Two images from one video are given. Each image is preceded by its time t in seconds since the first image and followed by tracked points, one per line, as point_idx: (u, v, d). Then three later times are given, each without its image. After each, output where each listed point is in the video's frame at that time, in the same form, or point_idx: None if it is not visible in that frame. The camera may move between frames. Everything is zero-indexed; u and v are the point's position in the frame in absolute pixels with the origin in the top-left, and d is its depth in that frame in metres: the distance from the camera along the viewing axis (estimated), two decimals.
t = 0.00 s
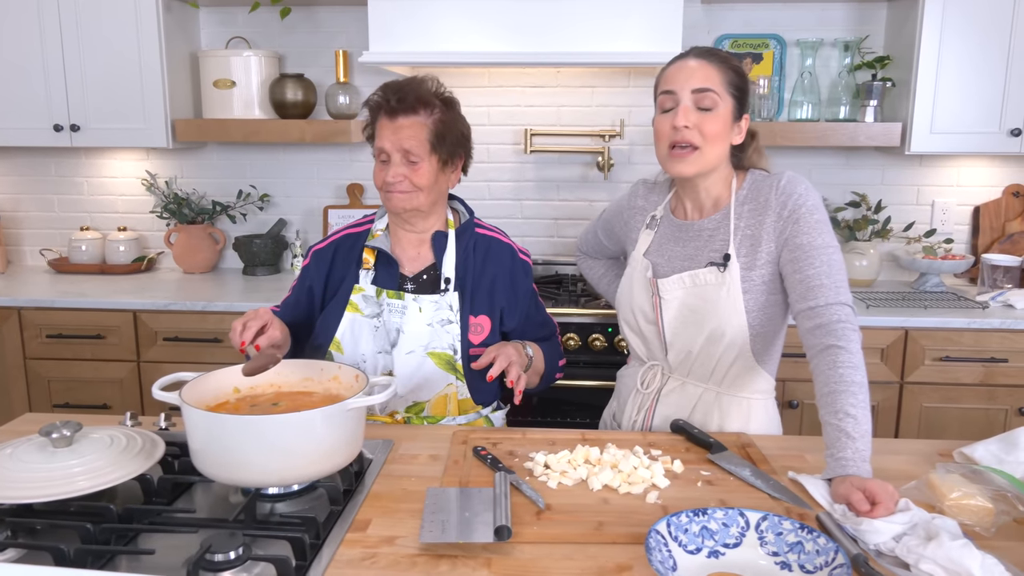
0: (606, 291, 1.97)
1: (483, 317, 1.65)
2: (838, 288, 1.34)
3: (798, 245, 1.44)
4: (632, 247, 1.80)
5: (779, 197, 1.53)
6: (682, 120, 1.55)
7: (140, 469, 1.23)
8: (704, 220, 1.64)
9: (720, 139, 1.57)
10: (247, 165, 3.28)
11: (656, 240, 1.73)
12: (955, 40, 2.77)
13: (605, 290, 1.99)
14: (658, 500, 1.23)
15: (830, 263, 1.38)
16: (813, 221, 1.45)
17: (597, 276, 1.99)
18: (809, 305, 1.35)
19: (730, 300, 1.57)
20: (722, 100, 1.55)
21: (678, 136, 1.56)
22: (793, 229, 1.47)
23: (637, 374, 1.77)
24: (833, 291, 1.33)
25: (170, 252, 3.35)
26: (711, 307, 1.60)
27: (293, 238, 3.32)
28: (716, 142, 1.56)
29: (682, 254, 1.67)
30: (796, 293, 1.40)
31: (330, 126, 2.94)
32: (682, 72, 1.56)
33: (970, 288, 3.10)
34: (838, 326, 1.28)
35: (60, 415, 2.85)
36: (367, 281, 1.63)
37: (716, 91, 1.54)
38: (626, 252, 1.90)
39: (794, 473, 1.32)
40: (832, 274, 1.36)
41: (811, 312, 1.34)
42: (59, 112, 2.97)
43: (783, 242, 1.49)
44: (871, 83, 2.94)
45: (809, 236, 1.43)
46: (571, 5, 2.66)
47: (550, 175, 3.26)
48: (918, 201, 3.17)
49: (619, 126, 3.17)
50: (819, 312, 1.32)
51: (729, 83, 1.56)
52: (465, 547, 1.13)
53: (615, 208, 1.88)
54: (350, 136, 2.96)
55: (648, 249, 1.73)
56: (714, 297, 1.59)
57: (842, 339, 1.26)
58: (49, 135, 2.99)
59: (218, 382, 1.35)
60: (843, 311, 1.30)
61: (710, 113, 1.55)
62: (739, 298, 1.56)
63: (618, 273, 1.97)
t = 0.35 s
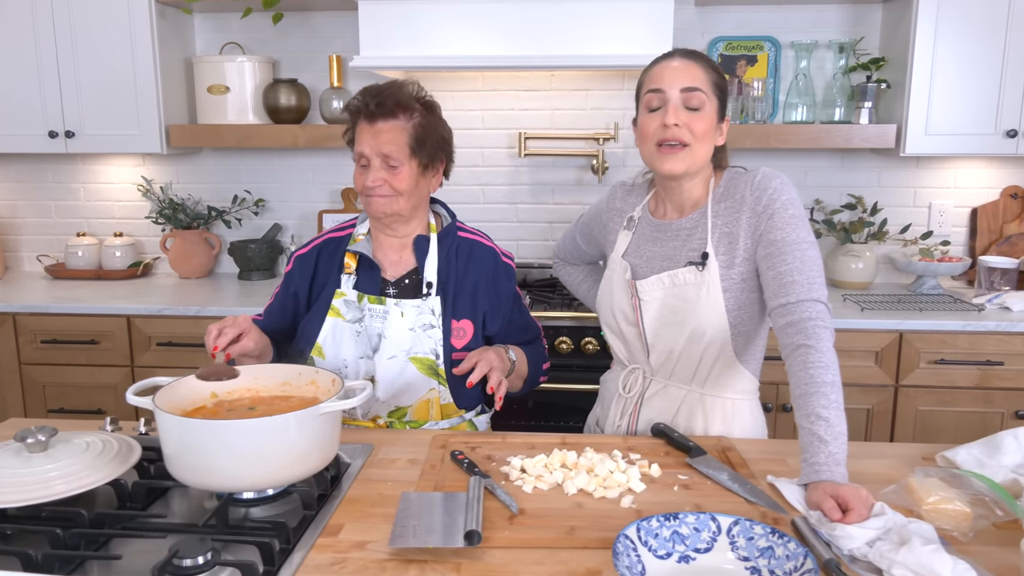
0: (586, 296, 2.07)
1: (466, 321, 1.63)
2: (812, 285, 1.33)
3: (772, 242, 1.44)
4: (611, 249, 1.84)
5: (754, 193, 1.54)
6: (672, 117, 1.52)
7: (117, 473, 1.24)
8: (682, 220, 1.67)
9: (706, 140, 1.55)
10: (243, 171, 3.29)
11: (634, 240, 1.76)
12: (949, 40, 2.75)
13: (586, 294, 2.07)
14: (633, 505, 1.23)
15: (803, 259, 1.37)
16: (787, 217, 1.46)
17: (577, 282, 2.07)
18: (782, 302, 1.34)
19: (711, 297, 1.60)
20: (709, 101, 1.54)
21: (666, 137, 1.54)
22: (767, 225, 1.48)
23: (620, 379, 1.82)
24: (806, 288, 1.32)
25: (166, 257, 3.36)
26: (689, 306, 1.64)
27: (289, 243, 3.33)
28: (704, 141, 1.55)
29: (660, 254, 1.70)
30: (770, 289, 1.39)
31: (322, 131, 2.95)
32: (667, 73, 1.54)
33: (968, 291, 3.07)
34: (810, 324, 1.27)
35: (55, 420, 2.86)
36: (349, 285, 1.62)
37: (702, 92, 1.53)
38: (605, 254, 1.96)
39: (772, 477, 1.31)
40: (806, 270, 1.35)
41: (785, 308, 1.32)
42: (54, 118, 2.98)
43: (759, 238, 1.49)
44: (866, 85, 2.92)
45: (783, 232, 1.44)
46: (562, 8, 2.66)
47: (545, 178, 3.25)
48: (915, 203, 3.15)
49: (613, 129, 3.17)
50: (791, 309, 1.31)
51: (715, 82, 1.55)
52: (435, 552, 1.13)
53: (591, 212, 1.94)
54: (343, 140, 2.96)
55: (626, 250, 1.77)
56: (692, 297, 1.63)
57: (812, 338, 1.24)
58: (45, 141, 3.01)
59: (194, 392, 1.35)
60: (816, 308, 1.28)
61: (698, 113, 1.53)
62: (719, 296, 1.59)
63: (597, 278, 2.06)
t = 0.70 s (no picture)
0: (568, 302, 2.08)
1: (447, 326, 1.64)
2: (778, 289, 1.33)
3: (742, 246, 1.45)
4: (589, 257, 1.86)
5: (727, 200, 1.56)
6: (646, 128, 1.54)
7: (91, 474, 1.24)
8: (658, 227, 1.68)
9: (682, 148, 1.57)
10: (238, 173, 3.30)
11: (613, 248, 1.77)
12: (943, 46, 2.75)
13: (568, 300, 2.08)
14: (604, 511, 1.22)
15: (770, 264, 1.38)
16: (757, 221, 1.46)
17: (558, 288, 2.08)
18: (748, 306, 1.34)
19: (689, 305, 1.61)
20: (685, 110, 1.56)
21: (643, 146, 1.55)
22: (738, 230, 1.49)
23: (604, 385, 1.82)
24: (771, 292, 1.32)
25: (160, 259, 3.38)
26: (668, 314, 1.65)
27: (283, 245, 3.34)
28: (679, 152, 1.57)
29: (639, 262, 1.70)
30: (737, 294, 1.39)
31: (316, 134, 2.96)
32: (643, 80, 1.56)
33: (962, 298, 3.06)
34: (771, 329, 1.27)
35: (47, 421, 2.87)
36: (329, 289, 1.63)
37: (677, 100, 1.55)
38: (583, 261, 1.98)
39: (747, 484, 1.30)
40: (772, 275, 1.35)
41: (751, 312, 1.32)
42: (50, 120, 3.00)
43: (731, 243, 1.50)
44: (860, 90, 2.92)
45: (752, 237, 1.45)
46: (555, 12, 2.66)
47: (539, 183, 3.25)
48: (910, 210, 3.14)
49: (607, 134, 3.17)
50: (756, 313, 1.31)
51: (691, 91, 1.58)
52: (403, 557, 1.13)
53: (569, 220, 1.95)
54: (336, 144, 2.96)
55: (605, 258, 1.77)
56: (671, 304, 1.64)
57: (772, 344, 1.25)
58: (40, 143, 3.02)
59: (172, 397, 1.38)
60: (778, 313, 1.28)
61: (673, 121, 1.55)
62: (696, 302, 1.60)
63: (577, 283, 2.07)
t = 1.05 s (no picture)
0: (554, 301, 2.07)
1: (430, 324, 1.65)
2: (763, 289, 1.32)
3: (727, 245, 1.44)
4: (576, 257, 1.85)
5: (715, 199, 1.55)
6: (631, 143, 1.53)
7: (71, 470, 1.25)
8: (647, 227, 1.66)
9: (668, 159, 1.56)
10: (233, 172, 3.31)
11: (601, 247, 1.75)
12: (938, 46, 2.74)
13: (554, 299, 2.07)
14: (580, 510, 1.22)
15: (756, 264, 1.37)
16: (744, 221, 1.46)
17: (544, 287, 2.08)
18: (731, 305, 1.33)
19: (678, 305, 1.61)
20: (670, 118, 1.54)
21: (629, 159, 1.54)
22: (725, 230, 1.48)
23: (592, 385, 1.81)
24: (756, 292, 1.31)
25: (156, 259, 3.39)
26: (656, 314, 1.64)
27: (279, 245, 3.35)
28: (665, 159, 1.56)
29: (628, 262, 1.69)
30: (722, 292, 1.38)
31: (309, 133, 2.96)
32: (625, 90, 1.53)
33: (957, 299, 3.05)
34: (754, 328, 1.26)
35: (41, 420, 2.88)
36: (312, 288, 1.65)
37: (662, 110, 1.53)
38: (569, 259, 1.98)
39: (727, 484, 1.30)
40: (757, 274, 1.34)
41: (734, 311, 1.32)
42: (45, 120, 3.01)
43: (718, 242, 1.49)
44: (854, 91, 2.91)
45: (738, 236, 1.44)
46: (548, 13, 2.66)
47: (534, 183, 3.25)
48: (905, 210, 3.13)
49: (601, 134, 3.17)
50: (740, 313, 1.30)
51: (675, 96, 1.55)
52: (377, 555, 1.13)
53: (555, 219, 1.94)
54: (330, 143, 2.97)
55: (593, 257, 1.76)
56: (659, 304, 1.63)
57: (755, 343, 1.24)
58: (36, 142, 3.04)
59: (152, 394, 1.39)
60: (763, 313, 1.28)
61: (658, 131, 1.54)
62: (686, 302, 1.60)
63: (563, 281, 2.07)
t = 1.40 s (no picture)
0: (547, 299, 2.07)
1: (423, 321, 1.68)
2: (754, 287, 1.31)
3: (720, 244, 1.43)
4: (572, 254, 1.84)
5: (711, 199, 1.53)
6: (629, 137, 1.52)
7: (62, 464, 1.26)
8: (643, 227, 1.66)
9: (665, 155, 1.55)
10: (233, 169, 3.32)
11: (597, 246, 1.75)
12: (939, 44, 2.72)
13: (548, 297, 2.08)
14: (567, 507, 1.22)
15: (748, 262, 1.35)
16: (738, 220, 1.44)
17: (538, 285, 2.08)
18: (722, 304, 1.32)
19: (672, 304, 1.60)
20: (669, 115, 1.54)
21: (626, 154, 1.54)
22: (718, 228, 1.47)
23: (585, 383, 1.82)
24: (747, 290, 1.30)
25: (157, 255, 3.40)
26: (650, 313, 1.64)
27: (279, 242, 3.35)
28: (662, 156, 1.55)
29: (624, 262, 1.69)
30: (713, 291, 1.37)
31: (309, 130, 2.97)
32: (624, 85, 1.52)
33: (958, 298, 3.03)
34: (742, 327, 1.25)
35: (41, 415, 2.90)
36: (305, 285, 1.66)
37: (662, 106, 1.52)
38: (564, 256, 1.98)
39: (716, 483, 1.30)
40: (749, 273, 1.33)
41: (725, 310, 1.31)
42: (46, 116, 3.02)
43: (712, 241, 1.48)
44: (854, 89, 2.90)
45: (731, 235, 1.43)
46: (547, 10, 2.65)
47: (533, 181, 3.25)
48: (906, 209, 3.11)
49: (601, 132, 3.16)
50: (730, 311, 1.29)
51: (675, 93, 1.54)
52: (363, 551, 1.13)
53: (551, 216, 1.94)
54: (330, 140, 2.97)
55: (589, 256, 1.75)
56: (653, 303, 1.62)
57: (743, 342, 1.23)
58: (37, 139, 3.05)
59: (141, 389, 1.39)
60: (752, 311, 1.27)
61: (656, 127, 1.53)
62: (681, 301, 1.59)
63: (556, 279, 2.07)
